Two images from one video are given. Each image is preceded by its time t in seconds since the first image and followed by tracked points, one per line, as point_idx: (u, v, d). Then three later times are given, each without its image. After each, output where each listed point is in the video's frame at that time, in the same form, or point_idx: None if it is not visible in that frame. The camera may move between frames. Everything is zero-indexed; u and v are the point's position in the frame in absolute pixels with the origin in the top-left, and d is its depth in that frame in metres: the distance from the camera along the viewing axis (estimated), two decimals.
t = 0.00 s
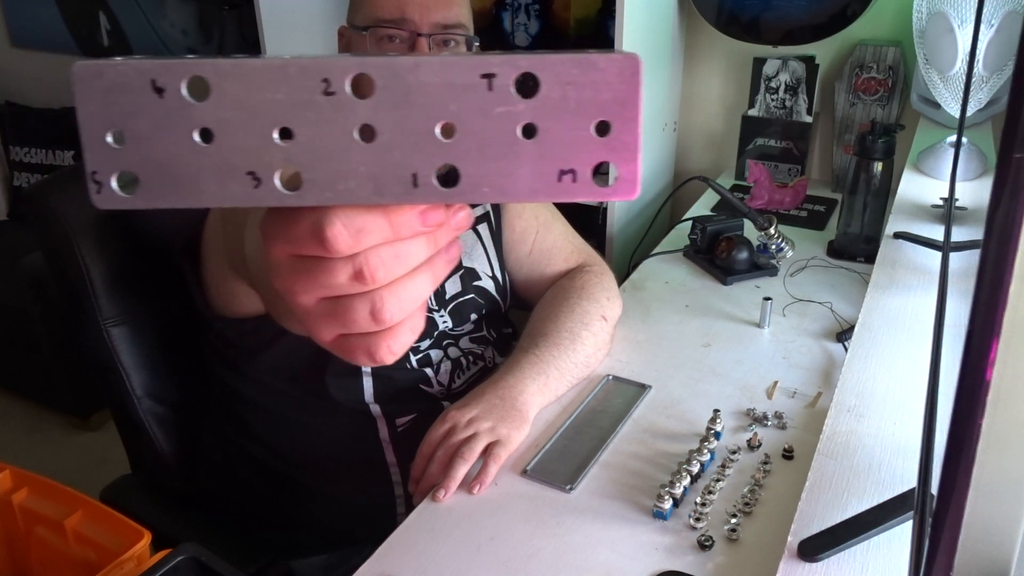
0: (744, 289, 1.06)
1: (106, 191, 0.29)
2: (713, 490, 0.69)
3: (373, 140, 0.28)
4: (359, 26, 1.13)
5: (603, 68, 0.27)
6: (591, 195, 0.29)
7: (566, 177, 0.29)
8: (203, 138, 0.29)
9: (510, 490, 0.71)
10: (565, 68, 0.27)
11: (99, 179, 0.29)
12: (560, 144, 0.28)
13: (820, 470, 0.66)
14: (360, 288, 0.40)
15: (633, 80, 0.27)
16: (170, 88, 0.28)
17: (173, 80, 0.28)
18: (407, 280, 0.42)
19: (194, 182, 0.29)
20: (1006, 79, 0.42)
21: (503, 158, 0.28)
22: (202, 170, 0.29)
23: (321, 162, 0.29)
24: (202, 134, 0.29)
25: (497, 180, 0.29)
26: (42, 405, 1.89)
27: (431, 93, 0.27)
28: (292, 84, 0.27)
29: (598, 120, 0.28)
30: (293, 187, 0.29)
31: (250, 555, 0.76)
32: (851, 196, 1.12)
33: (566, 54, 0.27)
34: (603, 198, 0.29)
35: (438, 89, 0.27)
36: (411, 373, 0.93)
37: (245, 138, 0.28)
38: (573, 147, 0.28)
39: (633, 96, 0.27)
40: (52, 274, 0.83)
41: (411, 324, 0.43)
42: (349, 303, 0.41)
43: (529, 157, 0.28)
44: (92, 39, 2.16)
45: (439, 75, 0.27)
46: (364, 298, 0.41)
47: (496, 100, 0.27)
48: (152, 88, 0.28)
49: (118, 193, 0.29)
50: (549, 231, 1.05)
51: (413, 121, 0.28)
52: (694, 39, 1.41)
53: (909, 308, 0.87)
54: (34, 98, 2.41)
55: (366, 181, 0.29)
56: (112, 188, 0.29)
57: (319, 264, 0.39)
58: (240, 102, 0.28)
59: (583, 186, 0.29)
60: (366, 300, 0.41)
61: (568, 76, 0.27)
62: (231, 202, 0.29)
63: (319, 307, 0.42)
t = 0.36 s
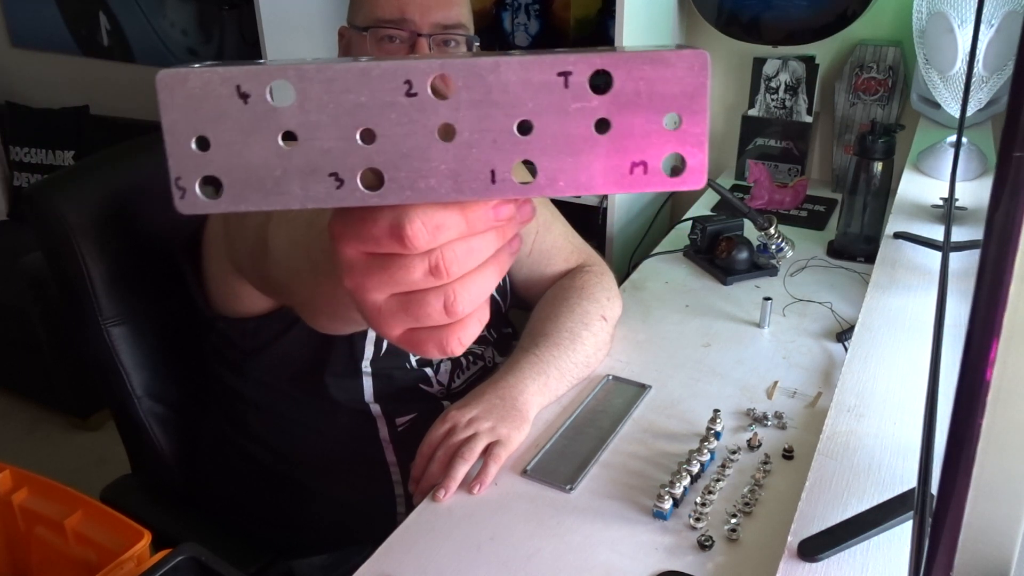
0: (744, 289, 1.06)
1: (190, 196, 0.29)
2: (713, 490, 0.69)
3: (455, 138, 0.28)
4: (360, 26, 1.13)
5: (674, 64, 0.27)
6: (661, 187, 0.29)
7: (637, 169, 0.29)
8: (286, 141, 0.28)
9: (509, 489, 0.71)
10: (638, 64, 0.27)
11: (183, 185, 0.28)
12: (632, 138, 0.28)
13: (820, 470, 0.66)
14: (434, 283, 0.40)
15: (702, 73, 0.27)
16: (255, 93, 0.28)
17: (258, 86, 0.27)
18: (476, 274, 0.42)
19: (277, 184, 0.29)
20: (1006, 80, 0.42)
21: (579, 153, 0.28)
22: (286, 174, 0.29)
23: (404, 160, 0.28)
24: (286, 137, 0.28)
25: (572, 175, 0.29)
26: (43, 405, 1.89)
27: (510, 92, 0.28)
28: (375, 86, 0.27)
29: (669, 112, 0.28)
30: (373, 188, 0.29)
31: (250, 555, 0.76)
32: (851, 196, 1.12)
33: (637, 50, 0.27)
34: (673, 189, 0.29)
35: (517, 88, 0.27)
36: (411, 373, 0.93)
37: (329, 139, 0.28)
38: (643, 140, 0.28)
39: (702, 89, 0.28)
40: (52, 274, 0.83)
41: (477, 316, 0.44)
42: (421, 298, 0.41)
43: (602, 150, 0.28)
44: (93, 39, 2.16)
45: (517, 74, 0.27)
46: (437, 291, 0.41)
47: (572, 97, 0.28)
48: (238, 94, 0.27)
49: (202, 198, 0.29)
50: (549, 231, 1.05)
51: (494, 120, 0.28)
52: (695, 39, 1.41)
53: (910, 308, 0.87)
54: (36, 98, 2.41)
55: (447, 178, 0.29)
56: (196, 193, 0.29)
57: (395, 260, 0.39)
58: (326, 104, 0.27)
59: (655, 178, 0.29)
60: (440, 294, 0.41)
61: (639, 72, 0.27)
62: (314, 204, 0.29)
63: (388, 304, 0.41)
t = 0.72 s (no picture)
0: (744, 289, 1.06)
1: (189, 198, 0.29)
2: (713, 490, 0.69)
3: (453, 146, 0.28)
4: (360, 26, 1.13)
5: (675, 77, 0.27)
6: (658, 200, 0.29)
7: (635, 181, 0.29)
8: (287, 146, 0.28)
9: (510, 490, 0.71)
10: (639, 77, 0.27)
11: (182, 187, 0.29)
12: (631, 150, 0.28)
13: (821, 469, 0.66)
14: (429, 290, 0.41)
15: (703, 88, 0.28)
16: (257, 97, 0.28)
17: (261, 90, 0.28)
18: (472, 282, 0.42)
19: (275, 189, 0.29)
20: (1007, 78, 0.42)
21: (577, 164, 0.29)
22: (285, 179, 0.29)
23: (402, 167, 0.29)
24: (286, 142, 0.28)
25: (570, 185, 0.29)
26: (42, 405, 1.89)
27: (510, 101, 0.28)
28: (377, 92, 0.27)
29: (668, 126, 0.28)
30: (372, 193, 0.29)
31: (250, 555, 0.76)
32: (851, 196, 1.12)
33: (640, 63, 0.27)
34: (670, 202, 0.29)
35: (518, 98, 0.28)
36: (411, 373, 0.93)
37: (330, 144, 0.28)
38: (642, 152, 0.29)
39: (702, 103, 0.28)
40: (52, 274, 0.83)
41: (473, 325, 0.44)
42: (417, 305, 0.41)
43: (601, 162, 0.29)
44: (92, 39, 2.16)
45: (519, 84, 0.27)
46: (433, 299, 0.41)
47: (573, 107, 0.28)
48: (239, 97, 0.28)
49: (201, 200, 0.29)
50: (549, 231, 1.05)
51: (494, 129, 0.28)
52: (695, 39, 1.41)
53: (910, 308, 0.87)
54: (36, 98, 2.41)
55: (446, 186, 0.29)
56: (195, 195, 0.29)
57: (391, 267, 0.39)
58: (328, 109, 0.28)
59: (652, 190, 0.29)
60: (437, 301, 0.41)
61: (640, 85, 0.27)
62: (311, 209, 0.29)
63: (383, 310, 0.41)
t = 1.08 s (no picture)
0: (744, 289, 1.06)
1: (166, 202, 0.29)
2: (713, 490, 0.69)
3: (432, 151, 0.28)
4: (360, 25, 1.13)
5: (656, 82, 0.27)
6: (639, 205, 0.29)
7: (615, 187, 0.29)
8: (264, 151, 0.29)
9: (510, 490, 0.71)
10: (620, 82, 0.27)
11: (159, 191, 0.29)
12: (611, 155, 0.28)
13: (820, 470, 0.66)
14: (410, 295, 0.41)
15: (685, 93, 0.27)
16: (234, 102, 0.28)
17: (238, 94, 0.28)
18: (453, 287, 0.43)
19: (253, 194, 0.29)
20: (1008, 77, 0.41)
21: (557, 169, 0.29)
22: (262, 184, 0.29)
23: (380, 172, 0.29)
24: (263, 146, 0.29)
25: (550, 191, 0.29)
26: (43, 405, 1.89)
27: (489, 106, 0.28)
28: (354, 97, 0.27)
29: (649, 131, 0.28)
30: (350, 198, 0.29)
31: (250, 555, 0.76)
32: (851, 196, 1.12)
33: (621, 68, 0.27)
34: (651, 208, 0.29)
35: (496, 102, 0.28)
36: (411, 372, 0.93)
37: (307, 149, 0.28)
38: (623, 158, 0.28)
39: (684, 108, 0.28)
40: (53, 275, 0.83)
41: (455, 330, 0.44)
42: (398, 309, 0.41)
43: (581, 167, 0.29)
44: (92, 39, 2.16)
45: (497, 88, 0.27)
46: (413, 304, 0.41)
47: (552, 113, 0.28)
48: (216, 101, 0.28)
49: (178, 205, 0.29)
50: (549, 231, 1.05)
51: (473, 134, 0.28)
52: (695, 39, 1.41)
53: (910, 308, 0.87)
54: (37, 98, 2.42)
55: (424, 191, 0.29)
56: (172, 200, 0.29)
57: (371, 271, 0.40)
58: (305, 113, 0.28)
59: (632, 196, 0.29)
60: (417, 306, 0.41)
61: (621, 89, 0.27)
62: (289, 213, 0.29)
63: (364, 315, 0.42)
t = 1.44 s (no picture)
0: (744, 289, 1.06)
1: (166, 209, 0.29)
2: (713, 490, 0.69)
3: (431, 165, 0.28)
4: (359, 25, 1.13)
5: (657, 102, 0.27)
6: (637, 223, 0.29)
7: (614, 206, 0.29)
8: (264, 160, 0.29)
9: (510, 490, 0.71)
10: (621, 101, 0.27)
11: (159, 198, 0.29)
12: (611, 174, 0.28)
13: (820, 470, 0.66)
14: (407, 305, 0.41)
15: (685, 113, 0.27)
16: (235, 111, 0.28)
17: (240, 103, 0.28)
18: (450, 299, 0.42)
19: (252, 203, 0.29)
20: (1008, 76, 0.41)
21: (556, 186, 0.29)
22: (262, 193, 0.29)
23: (380, 184, 0.29)
24: (264, 156, 0.29)
25: (548, 208, 0.29)
26: (43, 405, 1.89)
27: (489, 121, 0.28)
28: (355, 109, 0.27)
29: (648, 150, 0.28)
30: (349, 210, 0.29)
31: (250, 555, 0.76)
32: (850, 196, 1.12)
33: (622, 87, 0.27)
34: (648, 226, 0.29)
35: (498, 118, 0.28)
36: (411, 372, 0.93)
37: (307, 160, 0.28)
38: (622, 177, 0.28)
39: (684, 128, 0.28)
40: (52, 275, 0.83)
41: (451, 341, 0.44)
42: (394, 320, 0.41)
43: (580, 185, 0.29)
44: (92, 39, 2.16)
45: (499, 103, 0.27)
46: (409, 314, 0.41)
47: (553, 130, 0.28)
48: (218, 110, 0.28)
49: (177, 211, 0.29)
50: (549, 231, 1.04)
51: (473, 149, 0.28)
52: (695, 40, 1.41)
53: (909, 308, 0.87)
54: (37, 98, 2.42)
55: (422, 205, 0.29)
56: (172, 207, 0.29)
57: (368, 281, 0.40)
58: (306, 124, 0.28)
59: (632, 215, 0.29)
60: (413, 317, 0.41)
61: (622, 108, 0.27)
62: (288, 223, 0.29)
63: (361, 323, 0.42)
